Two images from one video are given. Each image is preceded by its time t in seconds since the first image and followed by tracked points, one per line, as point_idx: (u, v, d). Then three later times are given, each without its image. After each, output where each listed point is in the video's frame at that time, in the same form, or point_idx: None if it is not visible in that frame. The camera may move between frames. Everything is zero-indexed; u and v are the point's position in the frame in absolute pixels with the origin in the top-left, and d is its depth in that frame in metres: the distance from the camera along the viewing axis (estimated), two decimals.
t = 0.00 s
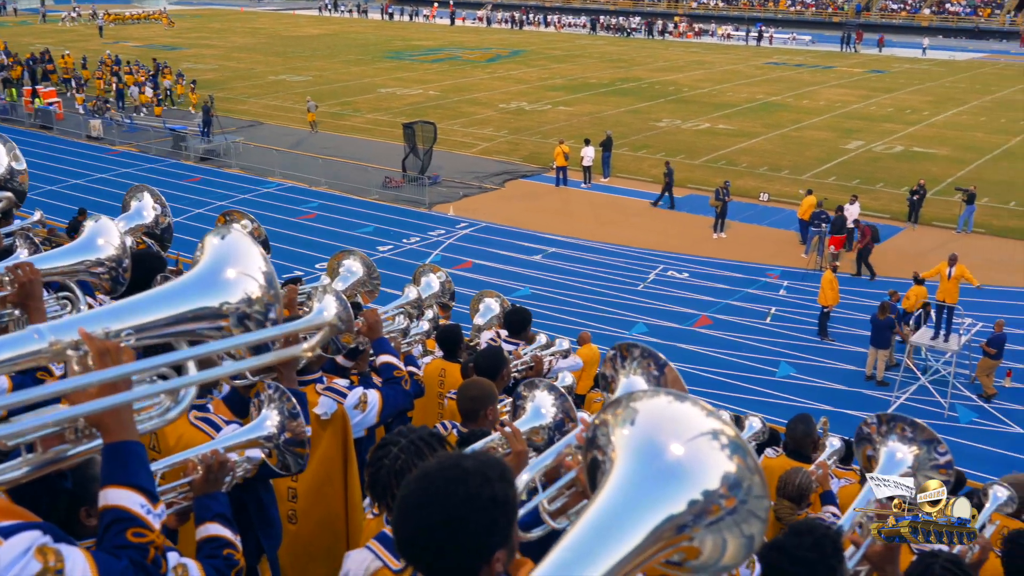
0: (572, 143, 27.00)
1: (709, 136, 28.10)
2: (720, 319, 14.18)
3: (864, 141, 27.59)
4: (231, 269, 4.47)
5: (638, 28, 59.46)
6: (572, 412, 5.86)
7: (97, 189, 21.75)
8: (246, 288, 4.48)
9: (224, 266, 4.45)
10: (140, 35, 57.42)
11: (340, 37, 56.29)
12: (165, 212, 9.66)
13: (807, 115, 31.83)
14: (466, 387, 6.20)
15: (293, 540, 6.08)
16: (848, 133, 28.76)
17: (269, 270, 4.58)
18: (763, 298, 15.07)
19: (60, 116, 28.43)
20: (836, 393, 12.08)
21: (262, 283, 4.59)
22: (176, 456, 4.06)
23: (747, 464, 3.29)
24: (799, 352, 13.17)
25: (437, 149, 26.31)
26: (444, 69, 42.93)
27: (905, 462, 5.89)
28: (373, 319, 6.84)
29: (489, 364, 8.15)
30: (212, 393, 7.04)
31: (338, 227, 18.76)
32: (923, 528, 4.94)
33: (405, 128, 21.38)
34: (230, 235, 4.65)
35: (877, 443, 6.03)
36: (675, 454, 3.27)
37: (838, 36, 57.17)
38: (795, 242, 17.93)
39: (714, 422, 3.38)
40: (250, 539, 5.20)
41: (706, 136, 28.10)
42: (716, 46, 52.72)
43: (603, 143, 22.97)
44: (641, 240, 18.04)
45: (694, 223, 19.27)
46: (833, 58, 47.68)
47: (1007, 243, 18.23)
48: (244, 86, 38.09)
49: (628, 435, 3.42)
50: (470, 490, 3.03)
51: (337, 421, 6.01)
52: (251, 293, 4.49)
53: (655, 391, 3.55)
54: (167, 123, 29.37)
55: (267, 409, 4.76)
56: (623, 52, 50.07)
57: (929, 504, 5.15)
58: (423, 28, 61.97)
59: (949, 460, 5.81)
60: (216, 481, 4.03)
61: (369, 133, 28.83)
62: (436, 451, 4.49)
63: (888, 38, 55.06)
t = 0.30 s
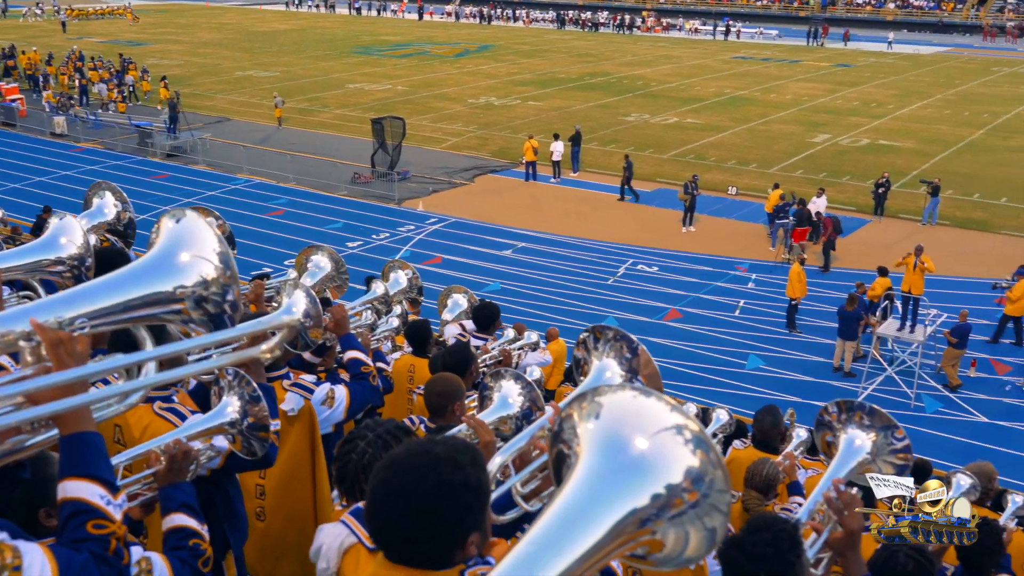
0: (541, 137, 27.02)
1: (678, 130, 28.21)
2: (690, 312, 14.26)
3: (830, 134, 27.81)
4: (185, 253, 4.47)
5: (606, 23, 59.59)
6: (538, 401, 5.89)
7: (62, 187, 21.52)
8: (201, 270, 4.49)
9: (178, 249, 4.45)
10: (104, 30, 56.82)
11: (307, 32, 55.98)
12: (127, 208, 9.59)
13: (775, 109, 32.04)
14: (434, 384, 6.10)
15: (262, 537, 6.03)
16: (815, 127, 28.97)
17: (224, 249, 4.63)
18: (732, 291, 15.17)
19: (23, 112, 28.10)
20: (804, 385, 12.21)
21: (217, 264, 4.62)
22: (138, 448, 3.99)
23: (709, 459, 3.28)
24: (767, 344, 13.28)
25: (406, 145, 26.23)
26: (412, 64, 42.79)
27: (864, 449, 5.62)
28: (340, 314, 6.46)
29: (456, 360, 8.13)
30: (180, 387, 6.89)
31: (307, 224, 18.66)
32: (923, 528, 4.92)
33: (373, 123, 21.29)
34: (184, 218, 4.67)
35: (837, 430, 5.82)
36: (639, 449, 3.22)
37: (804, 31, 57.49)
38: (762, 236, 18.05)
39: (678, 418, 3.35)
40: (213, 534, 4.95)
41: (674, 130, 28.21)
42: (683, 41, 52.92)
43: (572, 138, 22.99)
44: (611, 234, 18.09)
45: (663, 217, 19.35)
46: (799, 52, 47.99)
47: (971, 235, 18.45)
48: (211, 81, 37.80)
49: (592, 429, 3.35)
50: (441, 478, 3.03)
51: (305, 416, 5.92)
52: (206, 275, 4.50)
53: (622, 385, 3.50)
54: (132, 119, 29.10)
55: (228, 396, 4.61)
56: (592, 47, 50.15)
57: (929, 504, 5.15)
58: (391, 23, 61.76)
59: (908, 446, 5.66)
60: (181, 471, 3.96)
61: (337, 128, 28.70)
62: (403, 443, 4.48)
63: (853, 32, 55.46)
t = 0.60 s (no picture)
0: (510, 134, 27.02)
1: (646, 126, 28.30)
2: (659, 308, 14.34)
3: (796, 130, 28.02)
4: (151, 268, 4.34)
5: (574, 19, 59.75)
6: (508, 407, 5.89)
7: (25, 186, 21.26)
8: (167, 287, 4.36)
9: (144, 265, 4.33)
10: (67, 27, 56.15)
11: (273, 29, 55.62)
12: (93, 209, 9.46)
13: (741, 105, 32.24)
14: (400, 381, 6.03)
15: (228, 539, 6.01)
16: (781, 123, 29.18)
17: (191, 268, 4.50)
18: (701, 287, 15.26)
19: None
20: (773, 379, 12.33)
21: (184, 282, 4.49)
22: (105, 458, 4.04)
23: (675, 445, 3.33)
24: (736, 339, 13.38)
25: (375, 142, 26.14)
26: (380, 61, 42.64)
27: (830, 447, 5.60)
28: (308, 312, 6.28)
29: (424, 358, 8.13)
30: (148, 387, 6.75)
31: (276, 222, 18.56)
32: (924, 528, 5.04)
33: (341, 120, 21.19)
34: (150, 233, 4.55)
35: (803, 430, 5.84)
36: (607, 438, 3.22)
37: (770, 27, 57.81)
38: (730, 231, 18.16)
39: (646, 407, 3.39)
40: (181, 536, 4.92)
41: (642, 126, 28.30)
42: (651, 38, 53.07)
43: (541, 135, 23.01)
44: (581, 231, 18.13)
45: (632, 213, 19.42)
46: (765, 48, 48.29)
47: (935, 229, 18.68)
48: (176, 79, 37.47)
49: (563, 418, 3.37)
50: (413, 473, 2.97)
51: (273, 416, 5.95)
52: (172, 292, 4.37)
53: (588, 375, 3.53)
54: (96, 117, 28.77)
55: (199, 408, 4.57)
56: (559, 44, 50.19)
57: (929, 504, 5.20)
58: (358, 20, 61.49)
59: (875, 447, 5.57)
60: (147, 483, 3.91)
61: (304, 126, 28.55)
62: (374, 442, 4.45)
63: (818, 29, 55.85)
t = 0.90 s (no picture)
0: (480, 134, 27.01)
1: (615, 125, 28.39)
2: (630, 306, 14.40)
3: (764, 128, 28.21)
4: (115, 271, 4.31)
5: (543, 19, 59.78)
6: (476, 404, 5.78)
7: None
8: (131, 290, 4.33)
9: (107, 267, 4.31)
10: (30, 27, 55.45)
11: (241, 29, 55.25)
12: (57, 209, 9.34)
13: (710, 103, 32.41)
14: (371, 381, 6.00)
15: (198, 542, 5.91)
16: (749, 121, 29.37)
17: (156, 267, 4.48)
18: (671, 285, 15.34)
19: None
20: (744, 375, 12.43)
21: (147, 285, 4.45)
22: (69, 462, 3.90)
23: (640, 433, 3.31)
24: (706, 337, 13.47)
25: (345, 142, 26.05)
26: (349, 61, 42.49)
27: (799, 446, 5.59)
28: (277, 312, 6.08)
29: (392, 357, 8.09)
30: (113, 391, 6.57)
31: (245, 223, 18.45)
32: (923, 528, 5.21)
33: (310, 120, 21.09)
34: (112, 237, 4.52)
35: (772, 428, 5.81)
36: (570, 429, 3.22)
37: (737, 27, 58.13)
38: (699, 229, 18.25)
39: (609, 395, 3.37)
40: (151, 542, 4.85)
41: (612, 125, 28.39)
42: (620, 36, 53.20)
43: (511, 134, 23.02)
44: (552, 230, 18.17)
45: (602, 212, 19.48)
46: (733, 47, 48.58)
47: (902, 226, 18.86)
48: (143, 79, 37.15)
49: (527, 411, 3.34)
50: (375, 485, 2.93)
51: (241, 418, 5.79)
52: (136, 294, 4.35)
53: (551, 365, 3.50)
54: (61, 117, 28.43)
55: (167, 409, 4.52)
56: (529, 43, 50.23)
57: (929, 504, 5.28)
58: (327, 20, 61.20)
59: (844, 444, 5.52)
60: (114, 486, 3.88)
61: (273, 126, 28.39)
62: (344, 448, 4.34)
63: (785, 29, 56.25)
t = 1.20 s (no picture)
0: (453, 133, 27.00)
1: (588, 125, 28.46)
2: (604, 305, 14.45)
3: (736, 127, 28.36)
4: (75, 265, 4.21)
5: (516, 19, 59.82)
6: (447, 403, 5.66)
7: None
8: (92, 283, 4.22)
9: (66, 261, 4.20)
10: None
11: (211, 29, 54.93)
12: (26, 211, 9.26)
13: (682, 102, 32.55)
14: (346, 381, 5.98)
15: (169, 546, 5.68)
16: (721, 120, 29.52)
17: (116, 257, 4.34)
18: (644, 283, 15.40)
19: None
20: (718, 373, 12.51)
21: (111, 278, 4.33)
22: (35, 463, 3.84)
23: (613, 430, 3.29)
24: (680, 335, 13.54)
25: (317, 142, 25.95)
26: (321, 61, 42.33)
27: (770, 439, 5.48)
28: (247, 312, 5.91)
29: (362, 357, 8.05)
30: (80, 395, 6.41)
31: (217, 224, 18.34)
32: (923, 528, 5.18)
33: (282, 120, 21.00)
34: (71, 230, 4.39)
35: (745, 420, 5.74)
36: (543, 425, 3.17)
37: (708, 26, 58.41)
38: (672, 228, 18.32)
39: (582, 392, 3.33)
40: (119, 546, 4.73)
41: (584, 124, 28.45)
42: (592, 36, 53.33)
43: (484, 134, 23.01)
44: (526, 229, 18.19)
45: (575, 211, 19.52)
46: (704, 47, 48.83)
47: (873, 223, 19.01)
48: (112, 80, 36.86)
49: (498, 408, 3.28)
50: (343, 487, 2.93)
51: (212, 420, 5.68)
52: (98, 288, 4.23)
53: (522, 362, 3.45)
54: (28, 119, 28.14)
55: (134, 410, 4.36)
56: (501, 42, 50.25)
57: (930, 505, 5.25)
58: (298, 20, 60.95)
59: (815, 437, 5.41)
60: (81, 488, 3.85)
61: (244, 126, 28.25)
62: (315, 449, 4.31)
63: (756, 28, 56.57)
